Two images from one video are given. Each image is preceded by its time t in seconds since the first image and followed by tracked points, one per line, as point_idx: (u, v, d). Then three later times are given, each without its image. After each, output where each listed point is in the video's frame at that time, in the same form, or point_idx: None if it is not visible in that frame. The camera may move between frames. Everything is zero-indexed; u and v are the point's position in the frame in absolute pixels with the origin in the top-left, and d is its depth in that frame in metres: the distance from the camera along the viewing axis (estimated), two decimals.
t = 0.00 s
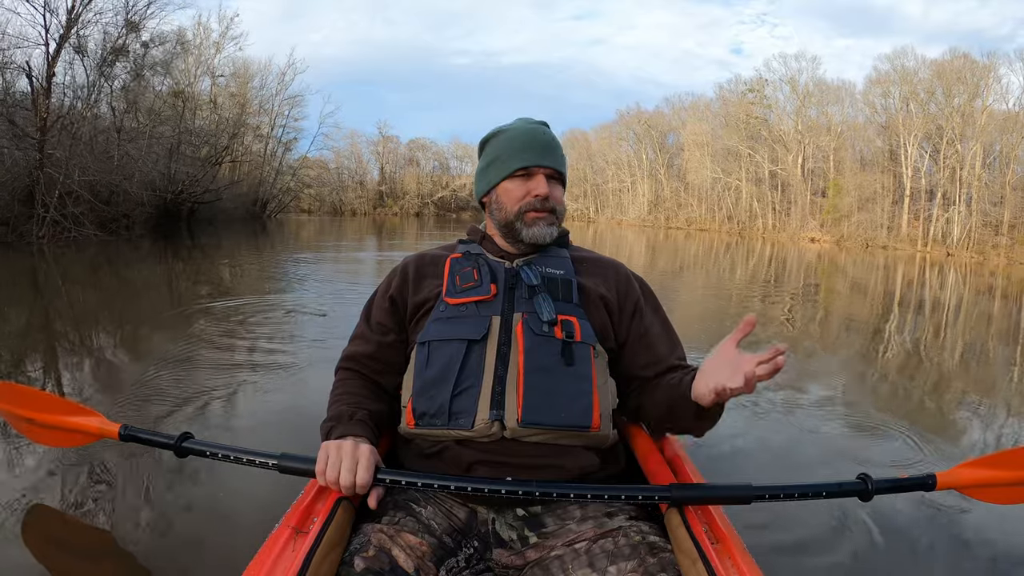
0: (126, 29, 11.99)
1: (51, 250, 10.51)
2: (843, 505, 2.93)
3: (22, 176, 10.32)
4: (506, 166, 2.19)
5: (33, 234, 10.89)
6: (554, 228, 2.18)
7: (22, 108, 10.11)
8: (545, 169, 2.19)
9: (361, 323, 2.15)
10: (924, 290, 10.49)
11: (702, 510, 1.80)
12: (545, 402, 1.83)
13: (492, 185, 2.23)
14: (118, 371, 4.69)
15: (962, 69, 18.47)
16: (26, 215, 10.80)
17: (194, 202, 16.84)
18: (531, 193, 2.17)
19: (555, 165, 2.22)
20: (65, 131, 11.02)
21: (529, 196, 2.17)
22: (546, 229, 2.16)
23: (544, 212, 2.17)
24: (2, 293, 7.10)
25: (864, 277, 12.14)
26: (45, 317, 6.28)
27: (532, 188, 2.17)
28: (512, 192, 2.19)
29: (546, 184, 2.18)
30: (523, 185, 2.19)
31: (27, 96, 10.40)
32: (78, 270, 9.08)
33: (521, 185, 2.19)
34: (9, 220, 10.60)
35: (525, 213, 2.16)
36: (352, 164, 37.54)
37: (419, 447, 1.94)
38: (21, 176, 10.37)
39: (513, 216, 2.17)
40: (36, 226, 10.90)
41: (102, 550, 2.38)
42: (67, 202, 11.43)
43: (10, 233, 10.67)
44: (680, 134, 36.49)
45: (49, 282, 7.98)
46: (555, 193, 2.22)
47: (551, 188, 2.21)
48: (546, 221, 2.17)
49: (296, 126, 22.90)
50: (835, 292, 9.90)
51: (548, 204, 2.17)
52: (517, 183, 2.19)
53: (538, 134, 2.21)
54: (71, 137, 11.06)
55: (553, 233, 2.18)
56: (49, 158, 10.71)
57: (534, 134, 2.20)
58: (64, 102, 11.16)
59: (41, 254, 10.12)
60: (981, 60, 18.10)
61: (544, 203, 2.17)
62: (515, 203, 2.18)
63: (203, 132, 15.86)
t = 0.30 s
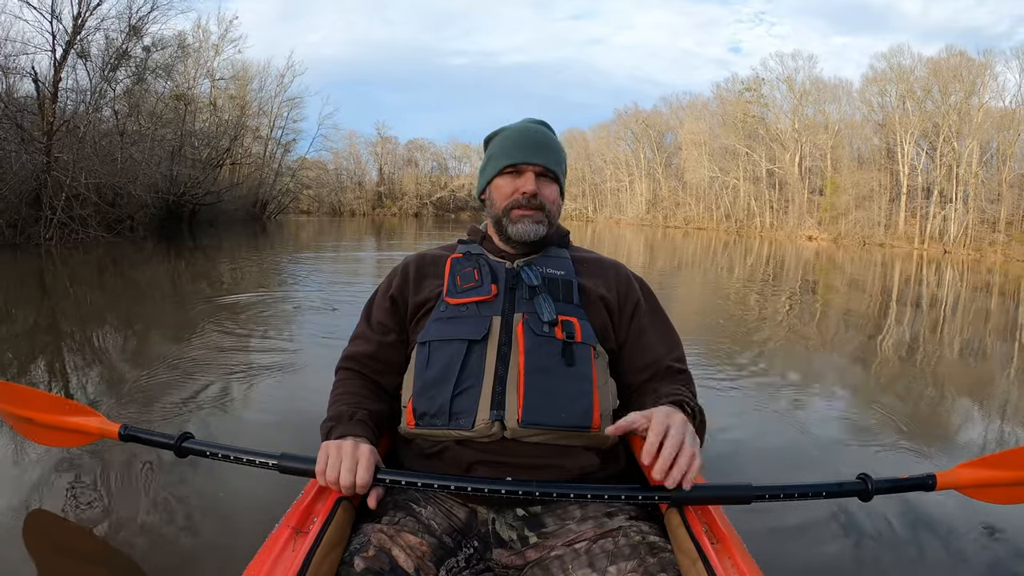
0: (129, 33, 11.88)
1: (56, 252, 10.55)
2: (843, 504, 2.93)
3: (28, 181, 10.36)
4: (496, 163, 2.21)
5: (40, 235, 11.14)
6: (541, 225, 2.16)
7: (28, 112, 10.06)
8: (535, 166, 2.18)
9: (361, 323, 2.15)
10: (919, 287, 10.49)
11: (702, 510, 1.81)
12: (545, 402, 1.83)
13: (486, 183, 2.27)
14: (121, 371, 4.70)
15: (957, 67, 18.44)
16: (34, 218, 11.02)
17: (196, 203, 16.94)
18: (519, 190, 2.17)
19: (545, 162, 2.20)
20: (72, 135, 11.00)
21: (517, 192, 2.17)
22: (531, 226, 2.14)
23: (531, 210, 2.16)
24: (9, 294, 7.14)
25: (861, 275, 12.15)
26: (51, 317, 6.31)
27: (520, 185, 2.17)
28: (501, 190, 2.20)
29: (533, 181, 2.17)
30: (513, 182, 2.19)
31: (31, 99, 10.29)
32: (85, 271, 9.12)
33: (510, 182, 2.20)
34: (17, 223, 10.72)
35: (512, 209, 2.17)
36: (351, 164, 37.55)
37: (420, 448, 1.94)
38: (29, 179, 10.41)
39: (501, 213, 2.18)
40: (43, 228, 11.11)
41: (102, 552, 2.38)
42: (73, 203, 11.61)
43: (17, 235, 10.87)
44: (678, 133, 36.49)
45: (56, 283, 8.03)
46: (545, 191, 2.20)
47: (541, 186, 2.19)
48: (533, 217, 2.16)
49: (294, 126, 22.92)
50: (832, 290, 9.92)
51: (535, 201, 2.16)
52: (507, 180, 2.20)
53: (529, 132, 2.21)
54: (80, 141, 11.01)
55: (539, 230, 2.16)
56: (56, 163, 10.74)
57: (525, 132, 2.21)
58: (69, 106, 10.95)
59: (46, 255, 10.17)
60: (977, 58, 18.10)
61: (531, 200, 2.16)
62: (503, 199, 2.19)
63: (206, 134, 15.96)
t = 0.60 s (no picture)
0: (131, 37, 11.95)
1: (61, 253, 10.61)
2: (843, 502, 2.94)
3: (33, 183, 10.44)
4: (489, 163, 2.23)
5: (48, 237, 11.33)
6: (530, 223, 2.15)
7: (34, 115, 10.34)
8: (526, 164, 2.18)
9: (361, 323, 2.16)
10: (916, 285, 10.49)
11: (702, 510, 1.81)
12: (545, 403, 1.83)
13: (482, 182, 2.28)
14: (124, 371, 4.71)
15: (954, 66, 18.42)
16: (41, 219, 11.16)
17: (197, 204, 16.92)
18: (509, 188, 2.17)
19: (536, 161, 2.19)
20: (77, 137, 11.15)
21: (507, 190, 2.17)
22: (520, 224, 2.14)
23: (521, 207, 2.16)
24: (15, 294, 7.18)
25: (857, 273, 12.17)
26: (56, 317, 6.34)
27: (511, 183, 2.17)
28: (493, 188, 2.21)
29: (523, 178, 2.17)
30: (505, 180, 2.20)
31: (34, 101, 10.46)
32: (89, 270, 9.16)
33: (502, 181, 2.20)
34: (26, 225, 10.94)
35: (503, 207, 2.17)
36: (349, 165, 37.53)
37: (420, 448, 1.94)
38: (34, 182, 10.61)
39: (493, 211, 2.19)
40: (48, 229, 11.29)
41: (102, 551, 2.38)
42: (78, 204, 11.71)
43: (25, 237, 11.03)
44: (675, 132, 36.51)
45: (61, 282, 8.07)
46: (536, 188, 2.19)
47: (531, 184, 2.18)
48: (522, 216, 2.15)
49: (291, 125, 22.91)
50: (828, 289, 9.94)
51: (525, 199, 2.16)
52: (500, 179, 2.21)
53: (521, 131, 2.22)
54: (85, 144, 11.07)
55: (528, 227, 2.14)
56: (62, 165, 10.85)
57: (516, 132, 2.21)
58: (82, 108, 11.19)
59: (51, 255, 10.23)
60: (973, 57, 18.09)
61: (520, 198, 2.16)
62: (495, 197, 2.20)
63: (206, 135, 16.04)
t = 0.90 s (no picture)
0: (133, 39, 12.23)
1: (65, 251, 10.66)
2: (841, 501, 2.94)
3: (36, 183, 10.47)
4: (487, 160, 2.24)
5: (52, 235, 11.31)
6: (527, 220, 2.14)
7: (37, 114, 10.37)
8: (523, 160, 2.19)
9: (360, 321, 2.15)
10: (911, 286, 10.51)
11: (701, 510, 1.81)
12: (544, 404, 1.83)
13: (479, 180, 2.29)
14: (126, 369, 4.73)
15: (948, 68, 18.49)
16: (45, 218, 11.15)
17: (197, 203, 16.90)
18: (506, 183, 2.18)
19: (533, 157, 2.20)
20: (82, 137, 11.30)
21: (504, 186, 2.18)
22: (516, 220, 2.14)
23: (519, 204, 2.16)
24: (18, 291, 7.16)
25: (853, 274, 12.21)
26: (58, 314, 6.32)
27: (507, 178, 2.18)
28: (491, 184, 2.22)
29: (520, 175, 2.17)
30: (502, 176, 2.20)
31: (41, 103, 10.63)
32: (92, 268, 9.15)
33: (499, 177, 2.21)
34: (31, 224, 10.90)
35: (500, 204, 2.17)
36: (346, 165, 37.48)
37: (418, 449, 1.94)
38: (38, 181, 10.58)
39: (489, 207, 2.18)
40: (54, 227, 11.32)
41: (101, 551, 2.38)
42: (84, 203, 11.79)
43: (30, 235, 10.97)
44: (671, 133, 36.57)
45: (64, 280, 8.05)
46: (533, 185, 2.19)
47: (528, 180, 2.19)
48: (519, 212, 2.14)
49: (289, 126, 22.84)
50: (824, 289, 9.97)
51: (522, 195, 2.16)
52: (497, 176, 2.21)
53: (519, 129, 2.23)
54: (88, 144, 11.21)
55: (525, 225, 2.14)
56: (66, 164, 10.93)
57: (513, 129, 2.23)
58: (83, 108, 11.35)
59: (54, 254, 10.25)
60: (969, 59, 18.12)
61: (518, 194, 2.16)
62: (493, 193, 2.20)
63: (205, 135, 16.05)
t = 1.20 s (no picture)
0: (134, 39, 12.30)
1: (69, 247, 10.79)
2: (837, 501, 2.96)
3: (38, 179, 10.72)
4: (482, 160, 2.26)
5: (55, 230, 11.55)
6: (519, 218, 2.15)
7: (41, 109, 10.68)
8: (516, 160, 2.20)
9: (363, 311, 2.12)
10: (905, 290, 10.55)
11: (701, 509, 1.81)
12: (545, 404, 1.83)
13: (478, 181, 2.31)
14: (128, 364, 4.76)
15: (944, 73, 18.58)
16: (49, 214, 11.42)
17: (196, 200, 16.88)
18: (501, 183, 2.20)
19: (526, 155, 2.20)
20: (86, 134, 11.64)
21: (498, 186, 2.20)
22: (510, 219, 2.14)
23: (512, 202, 2.17)
24: (22, 287, 7.23)
25: (846, 277, 12.29)
26: (60, 310, 6.37)
27: (501, 178, 2.20)
28: (487, 185, 2.25)
29: (513, 174, 2.19)
30: (497, 177, 2.22)
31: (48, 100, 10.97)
32: (95, 264, 9.24)
33: (495, 178, 2.23)
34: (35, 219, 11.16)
35: (494, 204, 2.19)
36: (343, 163, 37.43)
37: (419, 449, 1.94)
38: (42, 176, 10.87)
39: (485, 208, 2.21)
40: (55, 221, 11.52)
41: (100, 548, 2.38)
42: (87, 199, 12.00)
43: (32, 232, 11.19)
44: (668, 135, 36.66)
45: (67, 276, 8.12)
46: (527, 184, 2.20)
47: (522, 179, 2.20)
48: (512, 212, 2.15)
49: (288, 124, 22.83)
50: (818, 291, 10.03)
51: (515, 194, 2.18)
52: (493, 176, 2.24)
53: (515, 128, 2.24)
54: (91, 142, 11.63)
55: (518, 224, 2.14)
56: (70, 161, 11.23)
57: (509, 129, 2.24)
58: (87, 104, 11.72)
59: (57, 250, 10.34)
60: (964, 65, 18.21)
61: (512, 193, 2.18)
62: (489, 194, 2.23)
63: (205, 132, 16.07)
